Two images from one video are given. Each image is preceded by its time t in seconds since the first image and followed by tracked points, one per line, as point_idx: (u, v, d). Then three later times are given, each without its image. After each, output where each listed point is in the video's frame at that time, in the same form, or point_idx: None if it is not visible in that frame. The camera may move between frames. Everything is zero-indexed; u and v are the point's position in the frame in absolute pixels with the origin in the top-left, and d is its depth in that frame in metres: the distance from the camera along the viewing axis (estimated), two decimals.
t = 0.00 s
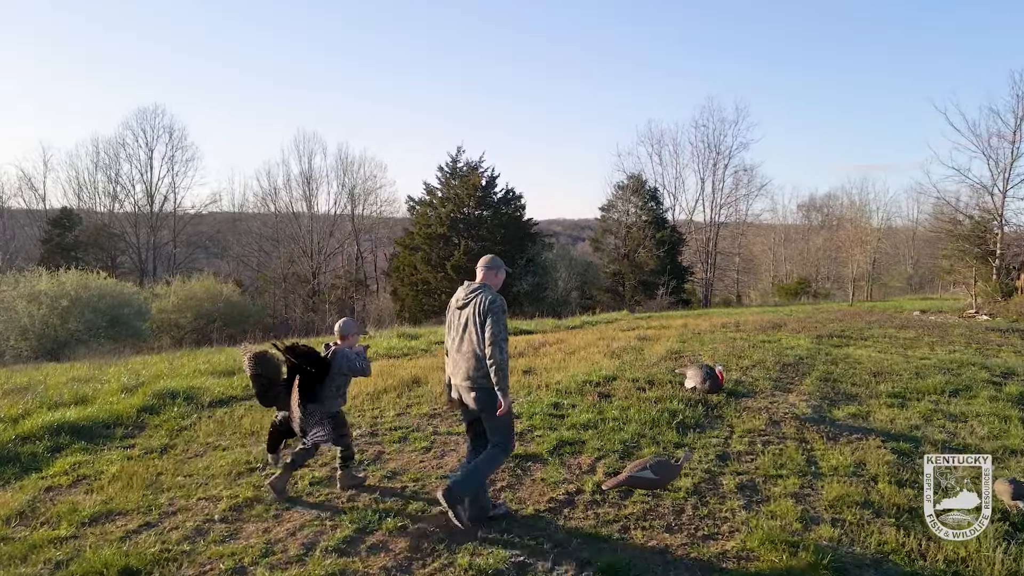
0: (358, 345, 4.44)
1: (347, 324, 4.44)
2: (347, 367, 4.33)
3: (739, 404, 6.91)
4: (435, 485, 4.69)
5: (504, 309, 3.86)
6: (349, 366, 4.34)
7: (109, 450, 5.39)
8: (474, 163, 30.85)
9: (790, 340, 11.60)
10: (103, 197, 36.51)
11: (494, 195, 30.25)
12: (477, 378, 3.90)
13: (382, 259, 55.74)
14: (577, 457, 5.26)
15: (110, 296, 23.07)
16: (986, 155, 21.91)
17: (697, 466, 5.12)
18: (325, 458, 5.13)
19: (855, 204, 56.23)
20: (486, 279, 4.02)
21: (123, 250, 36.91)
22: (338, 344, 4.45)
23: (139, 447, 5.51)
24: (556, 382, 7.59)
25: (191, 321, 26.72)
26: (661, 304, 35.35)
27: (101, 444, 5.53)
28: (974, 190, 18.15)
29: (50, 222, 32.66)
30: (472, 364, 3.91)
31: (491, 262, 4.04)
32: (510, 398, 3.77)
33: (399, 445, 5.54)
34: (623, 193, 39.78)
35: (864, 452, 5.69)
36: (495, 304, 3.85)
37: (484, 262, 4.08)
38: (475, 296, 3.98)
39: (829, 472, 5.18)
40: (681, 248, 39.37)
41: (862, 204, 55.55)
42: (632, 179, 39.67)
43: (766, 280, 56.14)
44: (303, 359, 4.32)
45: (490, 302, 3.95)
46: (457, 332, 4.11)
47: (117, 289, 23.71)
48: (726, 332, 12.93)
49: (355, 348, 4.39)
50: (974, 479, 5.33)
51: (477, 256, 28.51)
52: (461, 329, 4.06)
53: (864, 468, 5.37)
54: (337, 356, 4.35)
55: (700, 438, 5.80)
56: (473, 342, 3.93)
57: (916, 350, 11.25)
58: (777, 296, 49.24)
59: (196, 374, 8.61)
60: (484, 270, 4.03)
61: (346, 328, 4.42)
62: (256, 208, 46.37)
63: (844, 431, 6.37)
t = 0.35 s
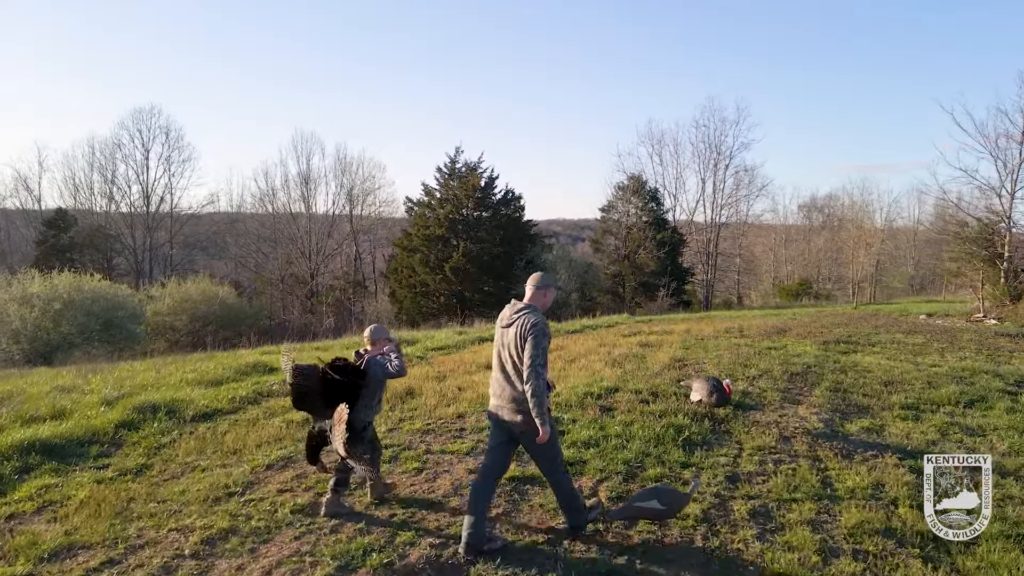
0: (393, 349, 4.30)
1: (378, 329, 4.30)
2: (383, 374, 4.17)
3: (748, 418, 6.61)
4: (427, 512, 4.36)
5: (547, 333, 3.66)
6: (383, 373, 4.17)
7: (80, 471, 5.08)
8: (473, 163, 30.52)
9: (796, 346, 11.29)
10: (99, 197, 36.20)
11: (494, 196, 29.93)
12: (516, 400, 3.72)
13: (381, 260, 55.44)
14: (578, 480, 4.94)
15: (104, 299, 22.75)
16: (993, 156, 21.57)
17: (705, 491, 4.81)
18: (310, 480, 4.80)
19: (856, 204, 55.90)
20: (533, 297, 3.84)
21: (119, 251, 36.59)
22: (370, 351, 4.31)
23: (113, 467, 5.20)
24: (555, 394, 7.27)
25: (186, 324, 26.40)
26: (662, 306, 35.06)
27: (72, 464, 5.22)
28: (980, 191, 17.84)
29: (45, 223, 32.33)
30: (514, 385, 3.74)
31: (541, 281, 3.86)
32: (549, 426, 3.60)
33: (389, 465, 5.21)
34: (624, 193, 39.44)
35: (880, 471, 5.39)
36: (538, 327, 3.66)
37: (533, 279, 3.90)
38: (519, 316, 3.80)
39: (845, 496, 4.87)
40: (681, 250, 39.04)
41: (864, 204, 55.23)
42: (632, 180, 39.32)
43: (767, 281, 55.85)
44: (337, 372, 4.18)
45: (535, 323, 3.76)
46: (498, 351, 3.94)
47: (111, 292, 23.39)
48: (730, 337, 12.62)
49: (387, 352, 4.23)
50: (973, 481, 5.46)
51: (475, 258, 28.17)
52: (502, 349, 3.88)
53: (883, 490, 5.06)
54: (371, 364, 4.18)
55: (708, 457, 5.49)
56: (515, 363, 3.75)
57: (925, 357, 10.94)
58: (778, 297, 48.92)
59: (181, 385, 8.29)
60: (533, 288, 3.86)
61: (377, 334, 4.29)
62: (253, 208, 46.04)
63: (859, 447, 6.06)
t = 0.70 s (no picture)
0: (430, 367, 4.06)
1: (414, 346, 4.06)
2: (420, 394, 3.95)
3: (758, 435, 6.30)
4: (417, 546, 4.02)
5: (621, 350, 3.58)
6: (420, 392, 3.95)
7: (47, 497, 4.76)
8: (472, 164, 30.18)
9: (803, 354, 10.96)
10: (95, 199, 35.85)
11: (493, 197, 29.58)
12: (582, 415, 3.62)
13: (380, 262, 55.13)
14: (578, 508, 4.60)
15: (97, 302, 22.41)
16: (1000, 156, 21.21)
17: (716, 520, 4.48)
18: (290, 509, 4.45)
19: (858, 205, 55.55)
20: (598, 307, 3.76)
21: (115, 253, 36.24)
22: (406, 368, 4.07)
23: (83, 492, 4.89)
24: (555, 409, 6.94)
25: (181, 327, 26.07)
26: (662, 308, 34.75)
27: (40, 489, 4.91)
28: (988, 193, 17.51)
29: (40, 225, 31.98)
30: (578, 400, 3.64)
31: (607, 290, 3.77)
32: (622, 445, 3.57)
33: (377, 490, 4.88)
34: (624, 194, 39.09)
35: (899, 495, 5.09)
36: (611, 341, 3.58)
37: (597, 287, 3.78)
38: (588, 328, 3.69)
39: (865, 524, 4.55)
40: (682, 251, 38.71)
41: (865, 205, 54.88)
42: (633, 180, 38.94)
43: (768, 282, 55.50)
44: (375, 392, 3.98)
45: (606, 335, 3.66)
46: (560, 359, 3.85)
47: (104, 295, 23.05)
48: (734, 344, 12.30)
49: (424, 371, 4.00)
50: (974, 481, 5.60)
51: (474, 260, 27.80)
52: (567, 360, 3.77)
53: (904, 517, 4.74)
54: (407, 383, 3.96)
55: (716, 480, 5.17)
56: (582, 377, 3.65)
57: (936, 365, 10.61)
58: (779, 298, 48.57)
59: (165, 397, 7.95)
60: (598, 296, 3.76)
61: (414, 350, 4.06)
62: (250, 209, 45.69)
63: (875, 467, 5.73)
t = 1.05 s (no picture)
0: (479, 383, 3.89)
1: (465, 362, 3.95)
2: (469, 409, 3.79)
3: (768, 453, 5.97)
4: None
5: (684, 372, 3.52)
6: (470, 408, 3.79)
7: (7, 527, 4.43)
8: (471, 165, 29.85)
9: (810, 362, 10.62)
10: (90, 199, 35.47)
11: (491, 198, 29.24)
12: (648, 444, 3.40)
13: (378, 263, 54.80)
14: (580, 539, 4.27)
15: (90, 305, 22.04)
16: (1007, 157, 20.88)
17: (728, 553, 4.16)
18: (267, 542, 4.11)
19: (859, 206, 55.30)
20: (644, 329, 3.57)
21: (110, 254, 35.85)
22: (455, 384, 3.93)
23: (45, 520, 4.55)
24: (554, 424, 6.62)
25: (176, 330, 25.70)
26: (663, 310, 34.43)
27: (0, 516, 4.57)
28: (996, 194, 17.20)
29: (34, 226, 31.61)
30: (644, 429, 3.41)
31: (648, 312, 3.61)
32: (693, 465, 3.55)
33: (363, 518, 4.53)
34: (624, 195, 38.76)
35: (921, 522, 4.75)
36: (673, 364, 3.47)
37: (637, 308, 3.60)
38: (645, 352, 3.50)
39: (888, 556, 4.22)
40: (683, 252, 38.36)
41: (867, 205, 54.54)
42: (633, 181, 38.60)
43: (769, 284, 55.15)
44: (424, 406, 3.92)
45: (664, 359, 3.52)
46: (614, 386, 3.61)
47: (97, 298, 22.67)
48: (738, 350, 11.98)
49: (473, 387, 3.84)
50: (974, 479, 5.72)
51: (472, 262, 27.45)
52: (621, 386, 3.56)
53: (929, 546, 4.41)
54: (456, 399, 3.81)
55: (727, 506, 4.85)
56: (644, 403, 3.45)
57: (948, 374, 10.27)
58: (781, 299, 48.24)
59: (146, 411, 7.60)
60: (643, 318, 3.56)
61: (464, 365, 3.94)
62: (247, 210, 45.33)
63: (894, 489, 5.40)
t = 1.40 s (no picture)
0: (522, 400, 3.83)
1: (500, 380, 3.82)
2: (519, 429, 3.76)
3: (777, 473, 5.65)
4: None
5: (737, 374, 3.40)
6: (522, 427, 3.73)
7: None
8: (469, 165, 29.52)
9: (816, 370, 10.30)
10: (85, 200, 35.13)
11: (490, 199, 28.91)
12: (707, 453, 3.34)
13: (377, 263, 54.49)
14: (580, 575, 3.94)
15: (82, 308, 21.69)
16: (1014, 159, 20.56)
17: None
18: None
19: (860, 207, 55.00)
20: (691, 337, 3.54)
21: (105, 256, 35.50)
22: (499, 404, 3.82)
23: (2, 550, 4.22)
24: (552, 440, 6.30)
25: (171, 332, 25.38)
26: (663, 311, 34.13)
27: None
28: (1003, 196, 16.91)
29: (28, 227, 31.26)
30: (699, 440, 3.35)
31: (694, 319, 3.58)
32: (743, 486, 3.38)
33: (346, 550, 4.19)
34: (624, 196, 38.45)
35: (945, 551, 4.43)
36: (724, 370, 3.38)
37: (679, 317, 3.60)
38: (694, 360, 3.47)
39: None
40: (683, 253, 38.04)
41: (869, 206, 54.24)
42: (633, 181, 38.31)
43: (770, 285, 54.86)
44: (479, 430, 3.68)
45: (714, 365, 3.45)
46: (666, 399, 3.59)
47: (90, 300, 22.32)
48: (742, 357, 11.66)
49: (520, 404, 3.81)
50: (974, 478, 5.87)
51: (470, 264, 27.12)
52: (673, 396, 3.53)
53: None
54: (506, 422, 3.71)
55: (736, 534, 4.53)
56: (698, 412, 3.39)
57: (959, 382, 9.96)
58: (782, 301, 47.97)
59: (125, 424, 7.27)
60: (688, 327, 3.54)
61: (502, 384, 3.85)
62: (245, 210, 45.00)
63: (914, 513, 5.08)
